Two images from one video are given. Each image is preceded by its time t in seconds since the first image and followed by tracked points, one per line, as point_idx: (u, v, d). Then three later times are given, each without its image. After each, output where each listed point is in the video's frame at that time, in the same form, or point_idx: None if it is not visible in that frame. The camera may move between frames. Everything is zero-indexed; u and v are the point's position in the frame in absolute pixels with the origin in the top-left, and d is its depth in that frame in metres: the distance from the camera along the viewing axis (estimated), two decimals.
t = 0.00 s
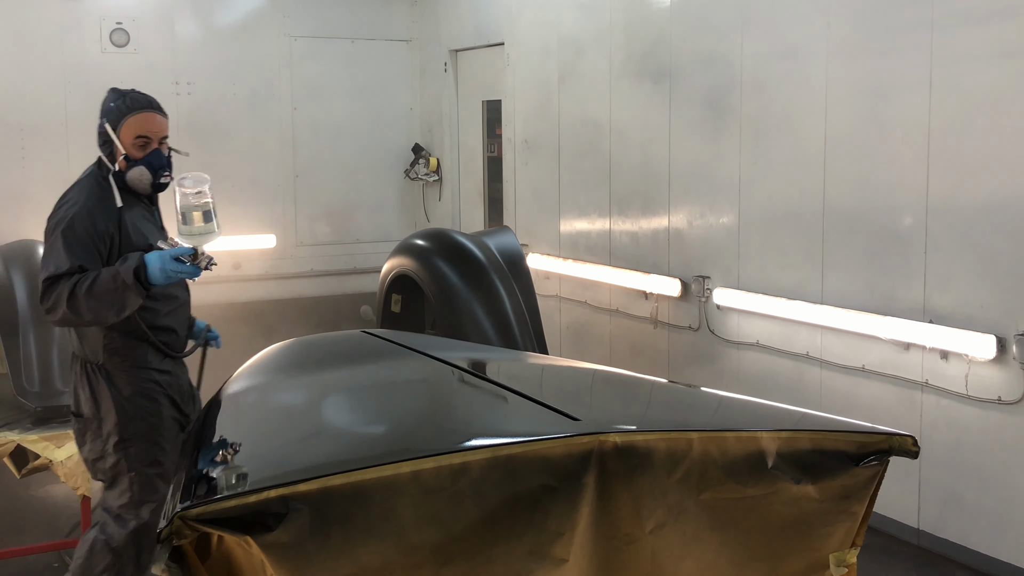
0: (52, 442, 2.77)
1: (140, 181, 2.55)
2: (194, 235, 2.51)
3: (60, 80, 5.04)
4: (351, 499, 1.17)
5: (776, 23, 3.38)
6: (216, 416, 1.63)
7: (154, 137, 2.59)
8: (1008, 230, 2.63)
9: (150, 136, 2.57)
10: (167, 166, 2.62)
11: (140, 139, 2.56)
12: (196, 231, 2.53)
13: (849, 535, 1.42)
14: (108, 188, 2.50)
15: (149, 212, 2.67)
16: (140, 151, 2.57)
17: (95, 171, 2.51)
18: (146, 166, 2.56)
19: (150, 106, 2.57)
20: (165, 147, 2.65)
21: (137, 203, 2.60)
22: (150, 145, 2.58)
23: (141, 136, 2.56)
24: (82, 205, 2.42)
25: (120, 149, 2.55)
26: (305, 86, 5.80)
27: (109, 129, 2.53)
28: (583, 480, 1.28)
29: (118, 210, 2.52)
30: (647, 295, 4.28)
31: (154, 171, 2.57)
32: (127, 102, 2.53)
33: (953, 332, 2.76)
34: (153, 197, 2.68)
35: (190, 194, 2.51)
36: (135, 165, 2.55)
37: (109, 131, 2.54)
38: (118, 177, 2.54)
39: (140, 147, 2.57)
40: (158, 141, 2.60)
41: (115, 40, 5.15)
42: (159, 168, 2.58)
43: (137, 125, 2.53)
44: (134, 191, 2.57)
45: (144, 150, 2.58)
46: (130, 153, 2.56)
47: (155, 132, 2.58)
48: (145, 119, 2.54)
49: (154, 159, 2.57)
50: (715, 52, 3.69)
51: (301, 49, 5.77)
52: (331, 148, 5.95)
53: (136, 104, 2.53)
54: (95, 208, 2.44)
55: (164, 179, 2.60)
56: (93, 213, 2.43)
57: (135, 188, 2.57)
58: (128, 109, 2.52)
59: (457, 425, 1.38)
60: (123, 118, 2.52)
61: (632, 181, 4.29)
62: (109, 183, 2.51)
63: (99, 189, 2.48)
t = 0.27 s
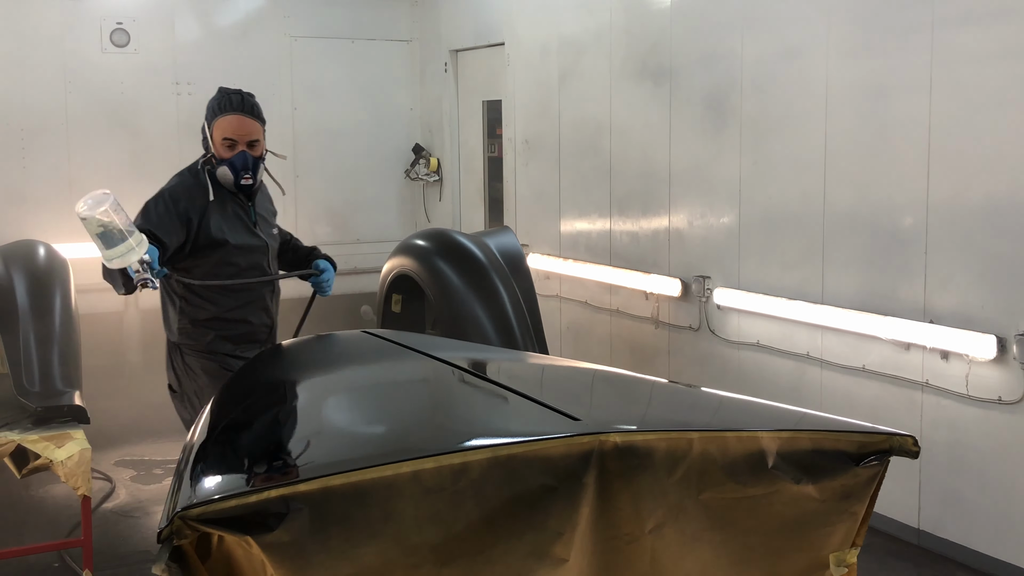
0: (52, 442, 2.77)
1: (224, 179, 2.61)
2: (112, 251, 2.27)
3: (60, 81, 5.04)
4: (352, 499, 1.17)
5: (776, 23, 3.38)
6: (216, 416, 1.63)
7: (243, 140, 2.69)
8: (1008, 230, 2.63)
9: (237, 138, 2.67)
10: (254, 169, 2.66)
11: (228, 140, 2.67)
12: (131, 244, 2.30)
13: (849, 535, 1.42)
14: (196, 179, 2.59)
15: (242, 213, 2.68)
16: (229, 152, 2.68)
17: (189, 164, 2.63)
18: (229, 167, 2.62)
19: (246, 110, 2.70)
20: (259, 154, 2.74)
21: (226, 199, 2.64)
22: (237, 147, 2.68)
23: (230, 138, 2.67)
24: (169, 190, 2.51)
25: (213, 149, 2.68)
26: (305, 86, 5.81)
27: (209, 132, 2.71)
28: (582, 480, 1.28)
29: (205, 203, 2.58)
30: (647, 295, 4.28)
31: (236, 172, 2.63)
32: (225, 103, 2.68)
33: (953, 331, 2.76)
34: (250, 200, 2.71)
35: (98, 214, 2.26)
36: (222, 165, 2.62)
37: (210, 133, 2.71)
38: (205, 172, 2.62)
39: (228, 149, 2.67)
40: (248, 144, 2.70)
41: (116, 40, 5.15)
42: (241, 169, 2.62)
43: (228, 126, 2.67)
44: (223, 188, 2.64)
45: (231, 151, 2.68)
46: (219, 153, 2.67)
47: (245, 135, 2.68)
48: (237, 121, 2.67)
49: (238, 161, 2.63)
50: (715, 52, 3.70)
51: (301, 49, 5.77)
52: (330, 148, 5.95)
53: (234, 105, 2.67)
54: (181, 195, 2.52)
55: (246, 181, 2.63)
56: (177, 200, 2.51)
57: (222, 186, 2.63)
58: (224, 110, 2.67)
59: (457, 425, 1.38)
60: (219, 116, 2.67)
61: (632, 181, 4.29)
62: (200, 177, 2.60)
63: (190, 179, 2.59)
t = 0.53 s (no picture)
0: (53, 442, 2.77)
1: (304, 200, 2.18)
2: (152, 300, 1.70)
3: (60, 81, 5.04)
4: (352, 498, 1.17)
5: (776, 23, 3.38)
6: (216, 415, 1.62)
7: (327, 159, 2.23)
8: (1009, 230, 2.63)
9: (321, 157, 2.22)
10: (336, 190, 2.20)
11: (313, 160, 2.23)
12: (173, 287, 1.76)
13: (849, 535, 1.42)
14: (273, 196, 2.17)
15: (317, 232, 2.26)
16: (310, 171, 2.23)
17: (263, 178, 2.22)
18: (311, 186, 2.18)
19: (331, 126, 2.26)
20: (342, 174, 2.28)
21: (299, 220, 2.22)
22: (321, 166, 2.23)
23: (314, 156, 2.22)
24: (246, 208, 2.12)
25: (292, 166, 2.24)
26: (305, 86, 5.81)
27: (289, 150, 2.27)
28: (583, 480, 1.28)
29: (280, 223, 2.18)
30: (647, 295, 4.28)
31: (318, 193, 2.18)
32: (309, 118, 2.23)
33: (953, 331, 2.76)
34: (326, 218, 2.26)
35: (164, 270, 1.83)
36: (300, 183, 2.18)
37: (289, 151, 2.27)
38: (283, 192, 2.19)
39: (311, 168, 2.23)
40: (332, 164, 2.24)
41: (116, 40, 5.15)
42: (323, 190, 2.17)
43: (310, 143, 2.22)
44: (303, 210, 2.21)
45: (314, 171, 2.23)
46: (299, 172, 2.23)
47: (330, 155, 2.23)
48: (322, 138, 2.22)
49: (319, 180, 2.18)
50: (715, 52, 3.70)
51: (301, 49, 5.77)
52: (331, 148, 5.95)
53: (318, 120, 2.23)
54: (260, 211, 2.13)
55: (328, 203, 2.19)
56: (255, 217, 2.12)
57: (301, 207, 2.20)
58: (305, 125, 2.23)
59: (458, 425, 1.38)
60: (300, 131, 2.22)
61: (632, 181, 4.29)
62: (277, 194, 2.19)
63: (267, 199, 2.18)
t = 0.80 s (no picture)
0: (53, 442, 2.78)
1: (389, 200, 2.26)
2: (366, 267, 1.93)
3: (61, 81, 5.04)
4: (353, 499, 1.17)
5: (776, 23, 3.38)
6: (217, 415, 1.62)
7: (416, 164, 2.27)
8: (1008, 230, 2.62)
9: (412, 162, 2.26)
10: (422, 195, 2.28)
11: (402, 162, 2.27)
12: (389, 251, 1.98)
13: (849, 535, 1.42)
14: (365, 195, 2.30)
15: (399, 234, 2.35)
16: (399, 174, 2.28)
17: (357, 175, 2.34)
18: (398, 190, 2.27)
19: (420, 131, 2.29)
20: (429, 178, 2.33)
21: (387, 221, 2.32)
22: (411, 171, 2.28)
23: (404, 161, 2.27)
24: (338, 201, 2.27)
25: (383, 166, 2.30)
26: (306, 87, 5.81)
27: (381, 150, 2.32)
28: (583, 480, 1.28)
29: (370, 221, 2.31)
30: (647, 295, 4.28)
31: (404, 196, 2.27)
32: (400, 124, 2.28)
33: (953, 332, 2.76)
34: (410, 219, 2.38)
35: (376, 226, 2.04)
36: (387, 186, 2.28)
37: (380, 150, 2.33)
38: (373, 192, 2.30)
39: (400, 171, 2.28)
40: (421, 169, 2.28)
41: (117, 40, 5.15)
42: (408, 194, 2.25)
43: (401, 149, 2.26)
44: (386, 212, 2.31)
45: (401, 174, 2.29)
46: (389, 173, 2.30)
47: (420, 160, 2.27)
48: (410, 143, 2.25)
49: (407, 184, 2.26)
50: (715, 52, 3.70)
51: (301, 49, 5.77)
52: (331, 148, 5.95)
53: (407, 126, 2.27)
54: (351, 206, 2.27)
55: (411, 207, 2.26)
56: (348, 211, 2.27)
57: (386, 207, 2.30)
58: (400, 129, 2.28)
59: (458, 425, 1.38)
60: (390, 138, 2.27)
61: (632, 181, 4.29)
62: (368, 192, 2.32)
63: (358, 196, 2.31)
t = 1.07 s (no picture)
0: (53, 442, 2.78)
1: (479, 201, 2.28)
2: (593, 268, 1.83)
3: (60, 81, 5.04)
4: (352, 499, 1.17)
5: (776, 23, 3.38)
6: (218, 415, 1.62)
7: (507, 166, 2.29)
8: (1009, 230, 2.62)
9: (503, 164, 2.27)
10: (509, 195, 2.32)
11: (493, 165, 2.27)
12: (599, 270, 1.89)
13: (850, 535, 1.42)
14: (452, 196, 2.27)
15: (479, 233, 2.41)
16: (489, 175, 2.28)
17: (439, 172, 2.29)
18: (488, 191, 2.29)
19: (510, 133, 2.28)
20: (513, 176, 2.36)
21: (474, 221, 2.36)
22: (502, 171, 2.29)
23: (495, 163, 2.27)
24: (439, 199, 2.20)
25: (472, 167, 2.29)
26: (306, 86, 5.81)
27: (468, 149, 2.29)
28: (583, 480, 1.28)
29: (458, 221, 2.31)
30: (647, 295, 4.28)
31: (493, 198, 2.30)
32: (488, 127, 2.26)
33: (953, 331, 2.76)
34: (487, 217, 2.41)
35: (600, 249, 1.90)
36: (477, 187, 2.28)
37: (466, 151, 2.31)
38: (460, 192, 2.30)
39: (491, 172, 2.28)
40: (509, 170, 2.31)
41: (116, 40, 5.15)
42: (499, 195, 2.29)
43: (492, 151, 2.25)
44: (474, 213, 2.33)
45: (491, 174, 2.29)
46: (478, 173, 2.29)
47: (511, 162, 2.28)
48: (501, 147, 2.25)
49: (498, 185, 2.29)
50: (715, 52, 3.70)
51: (301, 49, 5.77)
52: (331, 148, 5.95)
53: (492, 130, 2.25)
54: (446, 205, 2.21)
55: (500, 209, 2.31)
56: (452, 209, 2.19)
57: (474, 207, 2.31)
58: (489, 133, 2.25)
59: (459, 425, 1.38)
60: (480, 141, 2.25)
61: (632, 180, 4.29)
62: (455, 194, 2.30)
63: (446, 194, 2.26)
